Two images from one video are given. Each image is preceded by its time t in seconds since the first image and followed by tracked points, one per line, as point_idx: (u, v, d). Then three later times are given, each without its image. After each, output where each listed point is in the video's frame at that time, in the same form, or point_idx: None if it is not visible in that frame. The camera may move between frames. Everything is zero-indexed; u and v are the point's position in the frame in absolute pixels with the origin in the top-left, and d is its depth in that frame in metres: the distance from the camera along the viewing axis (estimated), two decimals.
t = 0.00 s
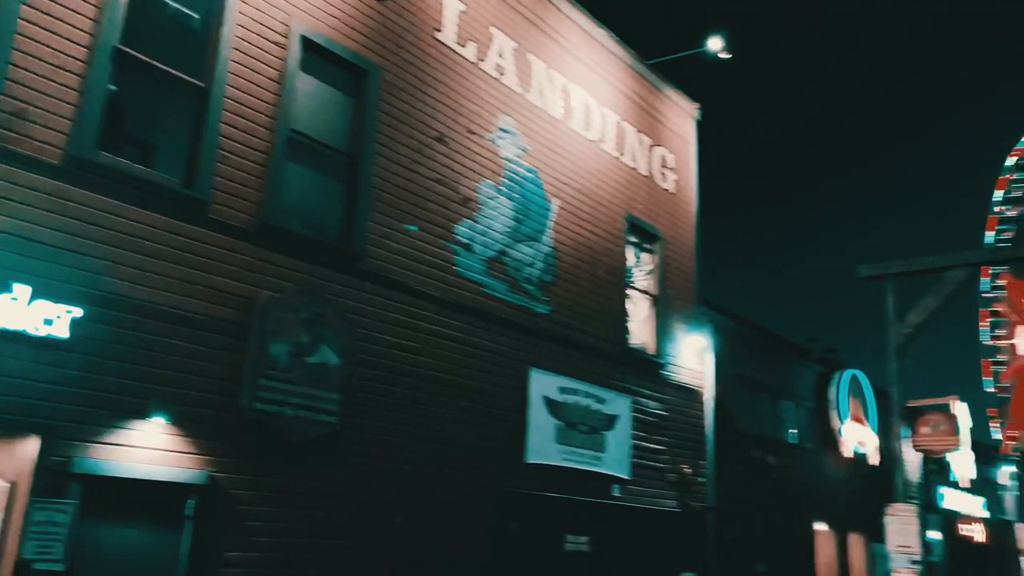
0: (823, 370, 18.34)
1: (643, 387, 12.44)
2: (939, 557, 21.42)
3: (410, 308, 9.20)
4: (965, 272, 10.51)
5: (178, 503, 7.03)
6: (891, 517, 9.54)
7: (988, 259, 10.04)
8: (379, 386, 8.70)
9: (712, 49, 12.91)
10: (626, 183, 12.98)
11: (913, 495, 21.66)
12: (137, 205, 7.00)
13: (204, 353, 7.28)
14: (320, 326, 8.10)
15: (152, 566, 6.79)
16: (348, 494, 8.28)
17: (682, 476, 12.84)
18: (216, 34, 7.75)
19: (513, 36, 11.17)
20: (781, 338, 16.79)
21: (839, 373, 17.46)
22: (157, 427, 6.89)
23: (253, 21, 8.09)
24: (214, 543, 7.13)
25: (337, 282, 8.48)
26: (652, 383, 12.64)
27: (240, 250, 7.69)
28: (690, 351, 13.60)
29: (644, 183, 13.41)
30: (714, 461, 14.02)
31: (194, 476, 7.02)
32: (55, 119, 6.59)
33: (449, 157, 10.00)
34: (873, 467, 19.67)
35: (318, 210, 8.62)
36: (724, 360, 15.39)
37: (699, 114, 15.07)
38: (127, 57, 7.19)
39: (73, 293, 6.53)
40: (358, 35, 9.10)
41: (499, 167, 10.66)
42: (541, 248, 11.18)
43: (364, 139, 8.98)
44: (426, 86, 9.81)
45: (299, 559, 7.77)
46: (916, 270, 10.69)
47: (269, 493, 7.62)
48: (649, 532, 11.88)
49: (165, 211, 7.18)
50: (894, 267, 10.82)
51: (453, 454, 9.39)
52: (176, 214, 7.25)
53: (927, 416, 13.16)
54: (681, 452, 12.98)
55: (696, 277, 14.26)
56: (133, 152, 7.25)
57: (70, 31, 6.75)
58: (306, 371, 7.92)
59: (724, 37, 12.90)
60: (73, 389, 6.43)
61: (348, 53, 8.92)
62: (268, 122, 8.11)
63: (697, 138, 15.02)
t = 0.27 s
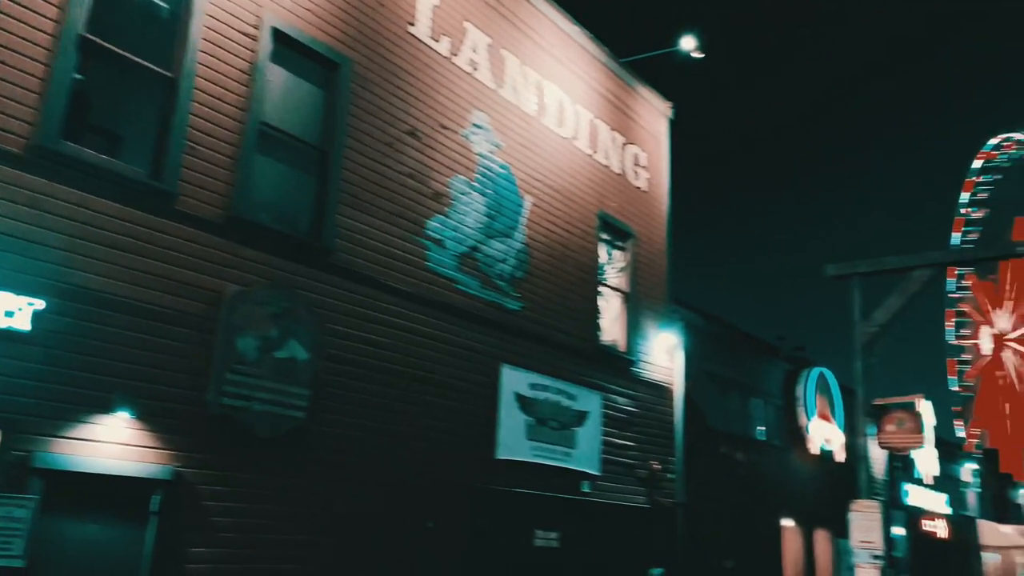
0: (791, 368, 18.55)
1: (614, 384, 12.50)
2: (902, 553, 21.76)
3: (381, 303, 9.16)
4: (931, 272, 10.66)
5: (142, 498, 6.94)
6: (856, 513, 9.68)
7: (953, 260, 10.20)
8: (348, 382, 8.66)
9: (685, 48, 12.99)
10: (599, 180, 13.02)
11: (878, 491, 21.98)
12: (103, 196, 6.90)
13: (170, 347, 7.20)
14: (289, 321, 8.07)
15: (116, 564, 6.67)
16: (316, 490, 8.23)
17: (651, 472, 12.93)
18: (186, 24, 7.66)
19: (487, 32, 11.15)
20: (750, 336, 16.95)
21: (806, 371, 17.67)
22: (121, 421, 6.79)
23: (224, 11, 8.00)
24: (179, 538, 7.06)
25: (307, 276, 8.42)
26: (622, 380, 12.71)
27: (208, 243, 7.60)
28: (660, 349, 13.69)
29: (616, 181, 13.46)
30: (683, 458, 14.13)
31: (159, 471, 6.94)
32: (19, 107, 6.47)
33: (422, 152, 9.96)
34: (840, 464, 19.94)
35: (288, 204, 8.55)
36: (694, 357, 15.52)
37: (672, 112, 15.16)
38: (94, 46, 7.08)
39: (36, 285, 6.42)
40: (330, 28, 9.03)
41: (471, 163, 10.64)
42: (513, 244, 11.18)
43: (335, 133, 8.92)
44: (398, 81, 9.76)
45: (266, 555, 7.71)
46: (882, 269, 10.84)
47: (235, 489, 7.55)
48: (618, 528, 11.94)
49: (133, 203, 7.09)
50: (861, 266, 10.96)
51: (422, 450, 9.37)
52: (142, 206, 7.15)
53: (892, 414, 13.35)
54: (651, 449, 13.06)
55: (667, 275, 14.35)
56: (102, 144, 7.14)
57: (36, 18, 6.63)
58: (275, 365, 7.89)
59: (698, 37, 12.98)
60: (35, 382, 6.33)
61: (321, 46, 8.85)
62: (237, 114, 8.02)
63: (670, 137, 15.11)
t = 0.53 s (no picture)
0: (762, 366, 18.73)
1: (586, 381, 12.54)
2: (869, 549, 22.05)
3: (353, 298, 9.11)
4: (897, 271, 10.76)
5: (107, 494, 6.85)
6: (823, 510, 9.78)
7: (917, 259, 10.33)
8: (318, 377, 8.61)
9: (659, 47, 13.03)
10: (573, 177, 13.04)
11: (846, 488, 22.26)
12: (69, 187, 6.78)
13: (137, 340, 7.10)
14: (259, 315, 8.00)
15: (79, 560, 6.58)
16: (285, 485, 8.17)
17: (623, 469, 12.99)
18: (156, 13, 7.55)
19: (462, 27, 11.12)
20: (722, 334, 17.08)
21: (777, 368, 17.85)
22: (86, 416, 6.70)
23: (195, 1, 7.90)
24: (144, 534, 6.98)
25: (278, 271, 8.35)
26: (595, 376, 12.75)
27: (177, 236, 7.51)
28: (632, 346, 13.76)
29: (591, 178, 13.48)
30: (654, 454, 14.21)
31: (125, 466, 6.85)
32: None
33: (395, 147, 9.91)
34: (808, 460, 20.17)
35: (259, 197, 8.47)
36: (666, 354, 15.62)
37: (646, 111, 15.22)
38: (61, 35, 6.96)
39: None
40: (303, 20, 8.95)
41: (445, 158, 10.61)
42: (487, 240, 11.17)
43: (308, 126, 8.85)
44: (372, 74, 9.71)
45: (233, 551, 7.64)
46: (850, 269, 10.94)
47: (203, 485, 7.47)
48: (588, 524, 11.98)
49: (100, 194, 6.98)
50: (829, 266, 11.07)
51: (393, 446, 9.34)
52: (109, 197, 7.04)
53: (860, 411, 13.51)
54: (622, 445, 13.12)
55: (640, 273, 14.41)
56: (69, 133, 7.03)
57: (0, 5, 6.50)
58: (243, 361, 7.83)
59: (672, 36, 13.03)
60: None
61: (293, 38, 8.77)
62: (208, 105, 7.93)
63: (644, 135, 15.17)
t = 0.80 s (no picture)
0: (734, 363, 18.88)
1: (560, 377, 12.57)
2: (838, 544, 22.33)
3: (325, 294, 9.06)
4: (866, 270, 10.92)
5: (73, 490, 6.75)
6: (791, 506, 9.90)
7: (888, 259, 10.48)
8: (289, 373, 8.55)
9: (636, 45, 13.07)
10: (549, 174, 13.04)
11: (816, 484, 22.52)
12: (36, 178, 6.66)
13: (105, 335, 7.00)
14: (229, 310, 7.93)
15: (44, 557, 6.49)
16: (254, 482, 8.10)
17: (596, 465, 13.03)
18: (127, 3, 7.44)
19: (438, 22, 11.07)
20: (696, 331, 17.19)
21: (749, 366, 18.01)
22: (52, 411, 6.59)
23: None
24: (110, 530, 6.88)
25: (249, 265, 8.27)
26: (569, 373, 12.78)
27: (146, 229, 7.42)
28: (606, 343, 13.81)
29: (566, 176, 13.50)
30: (626, 450, 14.27)
31: (92, 463, 6.75)
32: None
33: (369, 141, 9.85)
34: (779, 457, 20.38)
35: (231, 191, 8.38)
36: (640, 351, 15.69)
37: (622, 109, 15.26)
38: (29, 24, 6.83)
39: None
40: (276, 13, 8.87)
41: (420, 154, 10.57)
42: (461, 236, 11.14)
43: (281, 120, 8.77)
44: (346, 69, 9.64)
45: (201, 547, 7.58)
46: (819, 268, 11.07)
47: (171, 481, 7.39)
48: (561, 519, 12.01)
49: (68, 186, 6.88)
50: (800, 265, 11.18)
51: (364, 442, 9.30)
52: (78, 190, 6.93)
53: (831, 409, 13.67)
54: (595, 442, 13.17)
55: (615, 270, 14.47)
56: (36, 123, 6.95)
57: None
58: (214, 356, 7.75)
59: (648, 34, 13.07)
60: None
61: (266, 31, 8.69)
62: (179, 97, 7.84)
63: (620, 133, 15.20)
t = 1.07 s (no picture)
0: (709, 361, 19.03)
1: (535, 374, 12.59)
2: (809, 540, 22.59)
3: (300, 290, 9.01)
4: (837, 269, 11.08)
5: (40, 486, 6.66)
6: (762, 502, 10.05)
7: (860, 258, 10.64)
8: (263, 369, 8.50)
9: (613, 43, 13.11)
10: (525, 171, 13.05)
11: (788, 481, 22.76)
12: (4, 169, 6.56)
13: (74, 329, 6.92)
14: (201, 305, 7.86)
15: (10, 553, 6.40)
16: (227, 478, 8.05)
17: (570, 462, 13.08)
18: None
19: (415, 17, 11.04)
20: (671, 329, 17.30)
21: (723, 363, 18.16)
22: (19, 406, 6.50)
23: None
24: (79, 527, 6.81)
25: (222, 260, 8.21)
26: (544, 369, 12.81)
27: (118, 222, 7.33)
28: (582, 340, 13.86)
29: (543, 172, 13.51)
30: (601, 447, 14.34)
31: (60, 458, 6.66)
32: None
33: (345, 136, 9.80)
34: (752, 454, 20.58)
35: (205, 185, 8.29)
36: (616, 348, 15.77)
37: (599, 107, 15.30)
38: None
39: None
40: (251, 5, 8.79)
41: (396, 149, 10.53)
42: (437, 232, 11.12)
43: (255, 113, 8.70)
44: (322, 63, 9.58)
45: (172, 544, 7.51)
46: (792, 266, 11.20)
47: (141, 477, 7.32)
48: (535, 516, 12.05)
49: (36, 178, 6.78)
50: (773, 263, 11.30)
51: (338, 439, 9.26)
52: (47, 181, 6.84)
53: (803, 406, 13.83)
54: (570, 439, 13.22)
55: (591, 267, 14.51)
56: (4, 113, 6.85)
57: None
58: (185, 351, 7.69)
59: (625, 33, 13.12)
60: None
61: (241, 24, 8.62)
62: (151, 89, 7.75)
63: (597, 131, 15.24)
